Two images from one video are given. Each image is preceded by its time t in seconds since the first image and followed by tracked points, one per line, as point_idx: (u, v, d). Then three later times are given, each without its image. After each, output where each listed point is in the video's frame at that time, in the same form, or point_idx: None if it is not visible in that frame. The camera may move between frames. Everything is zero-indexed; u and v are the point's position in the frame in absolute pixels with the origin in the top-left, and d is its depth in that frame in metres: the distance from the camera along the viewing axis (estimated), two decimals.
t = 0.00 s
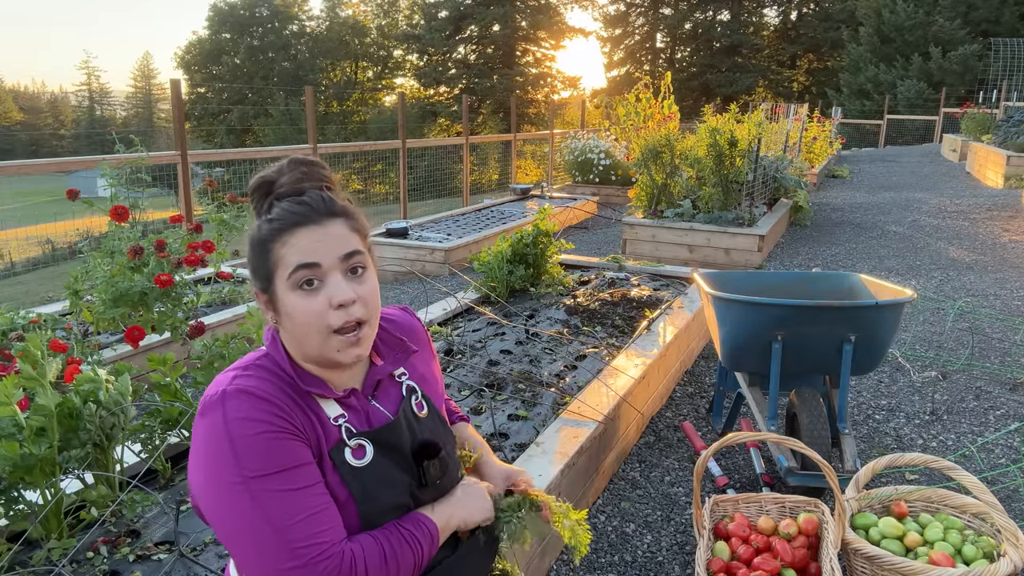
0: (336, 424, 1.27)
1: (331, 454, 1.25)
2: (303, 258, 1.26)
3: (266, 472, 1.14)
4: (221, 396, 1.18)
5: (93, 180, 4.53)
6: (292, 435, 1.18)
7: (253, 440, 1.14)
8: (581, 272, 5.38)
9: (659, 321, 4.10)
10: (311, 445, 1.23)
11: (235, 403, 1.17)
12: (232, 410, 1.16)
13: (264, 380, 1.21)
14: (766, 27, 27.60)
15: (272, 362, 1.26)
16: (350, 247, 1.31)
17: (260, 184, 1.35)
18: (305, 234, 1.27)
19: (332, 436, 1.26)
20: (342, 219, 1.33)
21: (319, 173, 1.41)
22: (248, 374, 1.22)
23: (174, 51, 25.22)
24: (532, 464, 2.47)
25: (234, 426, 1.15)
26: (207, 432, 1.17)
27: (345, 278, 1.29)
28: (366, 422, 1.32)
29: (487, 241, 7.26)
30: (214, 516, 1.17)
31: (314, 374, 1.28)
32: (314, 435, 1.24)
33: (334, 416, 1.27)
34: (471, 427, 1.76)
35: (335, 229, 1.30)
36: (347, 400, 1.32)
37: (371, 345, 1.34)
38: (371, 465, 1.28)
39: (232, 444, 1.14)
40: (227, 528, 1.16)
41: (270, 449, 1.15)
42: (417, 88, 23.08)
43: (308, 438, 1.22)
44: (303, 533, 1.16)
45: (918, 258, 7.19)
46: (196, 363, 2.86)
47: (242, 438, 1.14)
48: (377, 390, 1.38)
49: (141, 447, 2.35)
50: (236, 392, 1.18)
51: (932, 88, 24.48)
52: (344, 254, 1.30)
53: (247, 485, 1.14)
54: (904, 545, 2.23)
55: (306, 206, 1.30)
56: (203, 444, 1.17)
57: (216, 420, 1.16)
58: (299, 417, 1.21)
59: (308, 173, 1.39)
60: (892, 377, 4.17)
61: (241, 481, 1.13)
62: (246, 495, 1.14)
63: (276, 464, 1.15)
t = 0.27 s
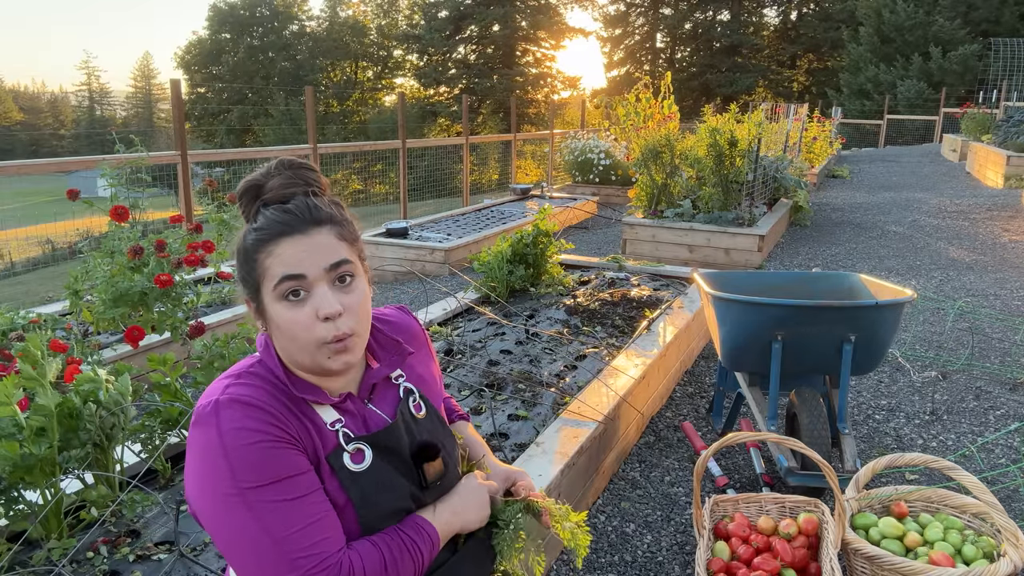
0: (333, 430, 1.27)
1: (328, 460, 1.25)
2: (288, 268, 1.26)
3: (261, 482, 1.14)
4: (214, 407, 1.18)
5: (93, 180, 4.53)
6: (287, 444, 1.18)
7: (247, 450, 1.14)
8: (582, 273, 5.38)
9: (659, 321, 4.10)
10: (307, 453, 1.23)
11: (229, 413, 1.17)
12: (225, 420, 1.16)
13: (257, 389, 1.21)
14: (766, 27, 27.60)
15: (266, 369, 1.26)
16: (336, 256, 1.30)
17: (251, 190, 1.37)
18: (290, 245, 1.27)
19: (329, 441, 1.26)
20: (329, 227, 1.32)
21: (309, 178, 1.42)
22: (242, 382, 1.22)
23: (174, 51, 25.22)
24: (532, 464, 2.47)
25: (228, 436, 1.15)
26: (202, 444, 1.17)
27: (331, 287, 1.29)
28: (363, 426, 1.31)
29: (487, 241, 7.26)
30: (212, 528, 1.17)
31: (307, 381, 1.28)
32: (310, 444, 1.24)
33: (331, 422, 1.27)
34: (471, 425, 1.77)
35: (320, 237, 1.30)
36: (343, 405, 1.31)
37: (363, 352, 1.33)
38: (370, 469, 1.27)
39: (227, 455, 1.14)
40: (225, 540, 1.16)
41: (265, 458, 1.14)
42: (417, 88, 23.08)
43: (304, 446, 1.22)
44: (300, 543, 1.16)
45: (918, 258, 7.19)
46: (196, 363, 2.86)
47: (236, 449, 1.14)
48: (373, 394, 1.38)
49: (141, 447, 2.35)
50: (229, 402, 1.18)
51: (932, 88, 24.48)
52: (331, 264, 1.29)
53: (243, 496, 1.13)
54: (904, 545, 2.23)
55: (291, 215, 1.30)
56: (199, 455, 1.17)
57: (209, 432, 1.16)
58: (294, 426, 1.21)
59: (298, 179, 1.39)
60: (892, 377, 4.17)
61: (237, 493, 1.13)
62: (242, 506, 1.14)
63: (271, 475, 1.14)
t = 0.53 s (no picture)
0: (330, 430, 1.26)
1: (326, 460, 1.25)
2: (280, 279, 1.25)
3: (259, 484, 1.14)
4: (211, 408, 1.18)
5: (93, 180, 4.53)
6: (285, 445, 1.18)
7: (244, 453, 1.14)
8: (582, 273, 5.38)
9: (659, 321, 4.10)
10: (305, 452, 1.23)
11: (225, 415, 1.16)
12: (222, 423, 1.16)
13: (254, 390, 1.21)
14: (766, 27, 27.60)
15: (261, 371, 1.26)
16: (329, 264, 1.30)
17: (238, 195, 1.34)
18: (281, 255, 1.26)
19: (326, 441, 1.26)
20: (320, 235, 1.31)
21: (297, 181, 1.39)
22: (238, 384, 1.22)
23: (175, 51, 25.21)
24: (532, 465, 2.47)
25: (225, 438, 1.15)
26: (198, 445, 1.17)
27: (326, 296, 1.29)
28: (360, 425, 1.31)
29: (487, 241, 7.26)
30: (212, 529, 1.17)
31: (303, 383, 1.28)
32: (307, 444, 1.23)
33: (327, 421, 1.27)
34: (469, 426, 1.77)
35: (311, 246, 1.29)
36: (340, 404, 1.31)
37: (358, 356, 1.34)
38: (368, 468, 1.27)
39: (224, 457, 1.14)
40: (225, 541, 1.16)
41: (263, 460, 1.14)
42: (417, 88, 23.08)
43: (302, 446, 1.22)
44: (299, 543, 1.16)
45: (918, 258, 7.19)
46: (196, 363, 2.87)
47: (234, 451, 1.14)
48: (369, 393, 1.38)
49: (141, 447, 2.35)
50: (226, 404, 1.18)
51: (932, 88, 24.48)
52: (323, 273, 1.29)
53: (241, 497, 1.13)
54: (904, 545, 2.23)
55: (282, 224, 1.28)
56: (197, 458, 1.17)
57: (207, 434, 1.16)
58: (291, 426, 1.21)
59: (286, 184, 1.37)
60: (892, 377, 4.17)
61: (235, 495, 1.13)
62: (241, 507, 1.13)
63: (269, 476, 1.14)
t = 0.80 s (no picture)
0: (326, 426, 1.26)
1: (322, 456, 1.25)
2: (268, 278, 1.25)
3: (255, 477, 1.14)
4: (206, 404, 1.18)
5: (93, 180, 4.53)
6: (280, 439, 1.18)
7: (240, 446, 1.14)
8: (582, 273, 5.38)
9: (659, 321, 4.10)
10: (301, 448, 1.23)
11: (221, 410, 1.17)
12: (218, 417, 1.16)
13: (249, 386, 1.21)
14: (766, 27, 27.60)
15: (257, 368, 1.26)
16: (317, 260, 1.29)
17: (225, 195, 1.35)
18: (269, 253, 1.26)
19: (323, 438, 1.26)
20: (307, 232, 1.31)
21: (283, 179, 1.39)
22: (234, 381, 1.22)
23: (175, 51, 25.22)
24: (532, 465, 2.47)
25: (220, 433, 1.15)
26: (194, 440, 1.17)
27: (315, 293, 1.29)
28: (357, 424, 1.31)
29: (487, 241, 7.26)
30: (208, 524, 1.17)
31: (298, 381, 1.28)
32: (303, 440, 1.23)
33: (324, 419, 1.27)
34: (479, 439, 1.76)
35: (299, 244, 1.29)
36: (337, 402, 1.31)
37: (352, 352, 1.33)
38: (365, 466, 1.27)
39: (219, 451, 1.14)
40: (221, 536, 1.15)
41: (258, 453, 1.14)
42: (417, 88, 23.08)
43: (297, 442, 1.22)
44: (295, 537, 1.15)
45: (918, 258, 7.19)
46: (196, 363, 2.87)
47: (230, 445, 1.14)
48: (368, 392, 1.38)
49: (141, 447, 2.35)
50: (220, 400, 1.18)
51: (932, 88, 24.48)
52: (312, 269, 1.29)
53: (238, 491, 1.13)
54: (904, 545, 2.23)
55: (268, 222, 1.28)
56: (193, 453, 1.17)
57: (202, 429, 1.16)
58: (286, 421, 1.21)
59: (272, 182, 1.37)
60: (892, 377, 4.17)
61: (231, 488, 1.13)
62: (236, 500, 1.13)
63: (264, 469, 1.14)
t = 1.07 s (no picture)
0: (323, 422, 1.26)
1: (320, 450, 1.25)
2: (267, 280, 1.25)
3: (254, 468, 1.14)
4: (202, 401, 1.18)
5: (93, 180, 4.53)
6: (277, 432, 1.18)
7: (238, 439, 1.14)
8: (582, 273, 5.38)
9: (659, 321, 4.10)
10: (298, 443, 1.23)
11: (217, 406, 1.17)
12: (215, 411, 1.16)
13: (245, 383, 1.21)
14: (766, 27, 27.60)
15: (252, 366, 1.26)
16: (316, 262, 1.30)
17: (221, 195, 1.34)
18: (268, 255, 1.26)
19: (320, 433, 1.26)
20: (305, 233, 1.31)
21: (280, 179, 1.39)
22: (229, 378, 1.22)
23: (174, 51, 25.22)
24: (532, 464, 2.47)
25: (218, 428, 1.15)
26: (191, 436, 1.17)
27: (314, 293, 1.29)
28: (352, 421, 1.31)
29: (487, 240, 7.26)
30: (208, 519, 1.16)
31: (293, 379, 1.28)
32: (300, 435, 1.24)
33: (320, 414, 1.27)
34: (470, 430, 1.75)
35: (297, 246, 1.28)
36: (331, 400, 1.31)
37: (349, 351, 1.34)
38: (362, 460, 1.27)
39: (217, 445, 1.14)
40: (222, 528, 1.15)
41: (256, 445, 1.14)
42: (417, 88, 23.08)
43: (295, 437, 1.22)
44: (297, 525, 1.15)
45: (918, 258, 7.19)
46: (196, 363, 2.86)
47: (227, 438, 1.14)
48: (362, 391, 1.38)
49: (141, 447, 2.35)
50: (216, 396, 1.18)
51: (932, 88, 24.48)
52: (311, 271, 1.29)
53: (237, 483, 1.13)
54: (904, 545, 2.23)
55: (267, 224, 1.28)
56: (190, 449, 1.17)
57: (199, 425, 1.16)
58: (282, 415, 1.22)
59: (268, 183, 1.36)
60: (892, 377, 4.17)
61: (230, 480, 1.13)
62: (236, 492, 1.13)
63: (263, 461, 1.14)
